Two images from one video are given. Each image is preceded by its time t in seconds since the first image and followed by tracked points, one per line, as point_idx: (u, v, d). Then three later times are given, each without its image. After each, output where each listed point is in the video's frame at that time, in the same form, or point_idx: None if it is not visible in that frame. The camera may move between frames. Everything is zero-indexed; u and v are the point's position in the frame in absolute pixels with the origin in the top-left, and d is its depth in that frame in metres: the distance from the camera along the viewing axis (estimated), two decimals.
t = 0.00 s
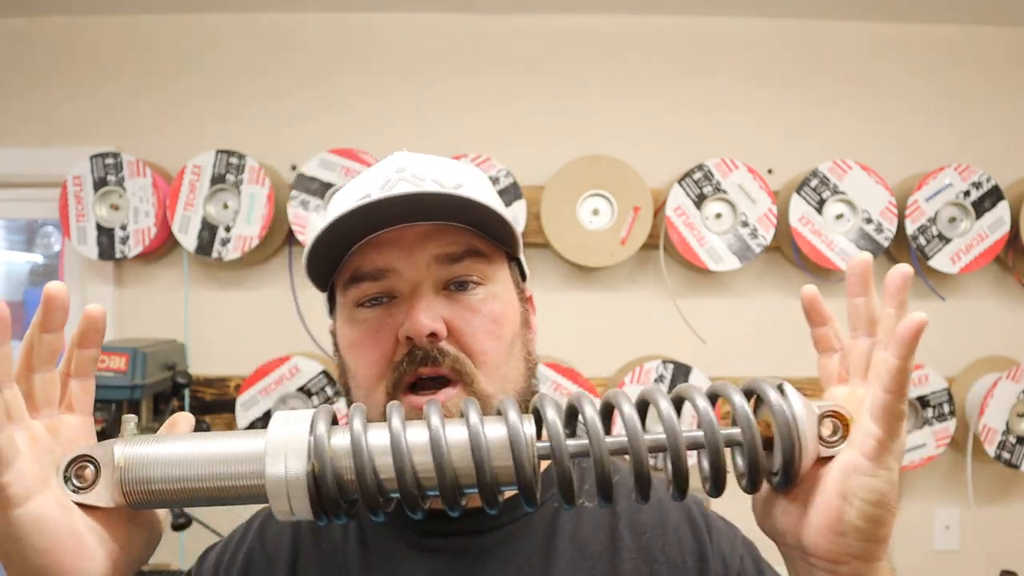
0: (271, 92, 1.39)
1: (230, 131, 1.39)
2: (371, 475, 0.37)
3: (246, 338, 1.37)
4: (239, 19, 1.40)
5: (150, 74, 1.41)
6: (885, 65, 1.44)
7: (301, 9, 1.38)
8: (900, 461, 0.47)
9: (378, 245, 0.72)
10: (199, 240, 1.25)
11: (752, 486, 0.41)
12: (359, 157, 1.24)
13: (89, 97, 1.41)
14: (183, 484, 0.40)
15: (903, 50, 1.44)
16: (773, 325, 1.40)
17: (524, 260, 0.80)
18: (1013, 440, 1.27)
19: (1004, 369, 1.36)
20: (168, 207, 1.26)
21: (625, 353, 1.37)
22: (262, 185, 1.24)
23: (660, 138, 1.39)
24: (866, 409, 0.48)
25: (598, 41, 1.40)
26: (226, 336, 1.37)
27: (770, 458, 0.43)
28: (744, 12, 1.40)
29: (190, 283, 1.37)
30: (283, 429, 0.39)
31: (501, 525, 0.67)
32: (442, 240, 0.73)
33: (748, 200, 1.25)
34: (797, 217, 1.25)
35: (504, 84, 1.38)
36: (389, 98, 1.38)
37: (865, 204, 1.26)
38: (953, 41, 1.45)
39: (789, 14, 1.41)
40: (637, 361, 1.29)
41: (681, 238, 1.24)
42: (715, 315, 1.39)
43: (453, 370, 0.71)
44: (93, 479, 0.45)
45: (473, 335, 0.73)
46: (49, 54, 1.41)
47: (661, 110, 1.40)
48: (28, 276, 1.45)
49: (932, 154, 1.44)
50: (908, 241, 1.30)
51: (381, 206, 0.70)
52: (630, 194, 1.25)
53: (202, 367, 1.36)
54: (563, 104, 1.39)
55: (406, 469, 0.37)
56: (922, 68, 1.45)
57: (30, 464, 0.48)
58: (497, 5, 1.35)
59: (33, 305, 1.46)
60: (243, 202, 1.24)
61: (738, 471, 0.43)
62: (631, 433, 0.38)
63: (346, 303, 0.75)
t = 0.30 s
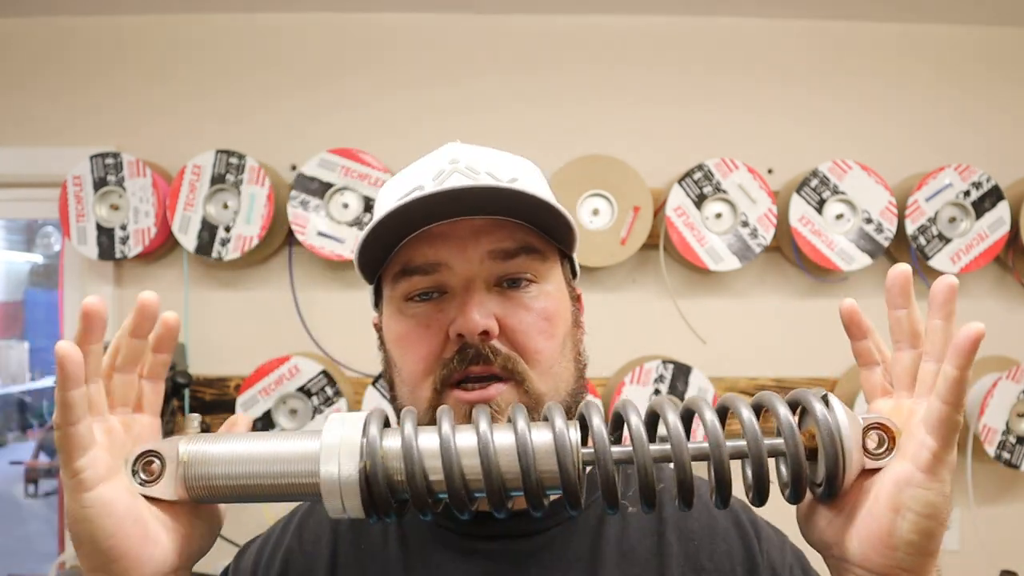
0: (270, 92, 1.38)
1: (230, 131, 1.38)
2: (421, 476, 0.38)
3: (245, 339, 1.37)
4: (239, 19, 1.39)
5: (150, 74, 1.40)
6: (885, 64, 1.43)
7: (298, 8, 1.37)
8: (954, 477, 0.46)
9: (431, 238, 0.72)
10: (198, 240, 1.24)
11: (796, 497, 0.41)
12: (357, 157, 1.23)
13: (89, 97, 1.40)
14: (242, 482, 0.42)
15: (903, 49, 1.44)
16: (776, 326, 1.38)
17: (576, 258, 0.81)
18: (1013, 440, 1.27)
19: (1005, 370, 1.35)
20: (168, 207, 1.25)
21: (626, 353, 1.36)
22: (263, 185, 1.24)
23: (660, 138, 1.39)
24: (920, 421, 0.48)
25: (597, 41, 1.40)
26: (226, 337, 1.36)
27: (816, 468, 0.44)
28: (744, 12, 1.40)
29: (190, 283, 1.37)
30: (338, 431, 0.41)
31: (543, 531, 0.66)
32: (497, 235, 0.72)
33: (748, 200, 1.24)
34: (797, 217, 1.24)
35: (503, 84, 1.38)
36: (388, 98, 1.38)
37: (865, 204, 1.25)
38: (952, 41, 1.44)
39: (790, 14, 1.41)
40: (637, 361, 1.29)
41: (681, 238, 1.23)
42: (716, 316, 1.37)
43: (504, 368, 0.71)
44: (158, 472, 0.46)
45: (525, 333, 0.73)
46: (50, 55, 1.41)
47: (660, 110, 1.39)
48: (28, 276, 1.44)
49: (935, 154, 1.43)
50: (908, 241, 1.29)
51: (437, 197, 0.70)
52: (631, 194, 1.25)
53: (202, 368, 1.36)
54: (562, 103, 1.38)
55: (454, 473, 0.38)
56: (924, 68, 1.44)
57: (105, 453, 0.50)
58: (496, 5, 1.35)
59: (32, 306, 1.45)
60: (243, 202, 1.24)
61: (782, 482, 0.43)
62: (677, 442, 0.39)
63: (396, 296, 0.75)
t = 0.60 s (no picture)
0: (270, 92, 1.38)
1: (229, 131, 1.38)
2: (448, 482, 0.38)
3: (245, 339, 1.36)
4: (237, 19, 1.39)
5: (150, 74, 1.40)
6: (886, 63, 1.43)
7: (296, 8, 1.37)
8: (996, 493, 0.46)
9: (459, 235, 0.72)
10: (198, 240, 1.24)
11: (835, 510, 0.41)
12: (357, 157, 1.23)
13: (89, 97, 1.40)
14: (261, 485, 0.42)
15: (903, 50, 1.44)
16: (776, 327, 1.38)
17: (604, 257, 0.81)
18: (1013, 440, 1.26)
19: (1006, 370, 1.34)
20: (168, 207, 1.25)
21: (626, 353, 1.36)
22: (263, 185, 1.24)
23: (660, 138, 1.38)
24: (964, 436, 0.48)
25: (597, 40, 1.39)
26: (225, 337, 1.36)
27: (855, 481, 0.43)
28: (743, 12, 1.40)
29: (190, 283, 1.36)
30: (364, 437, 0.41)
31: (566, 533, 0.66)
32: (525, 232, 0.72)
33: (748, 200, 1.24)
34: (797, 217, 1.24)
35: (502, 83, 1.38)
36: (387, 98, 1.37)
37: (866, 204, 1.25)
38: (952, 41, 1.44)
39: (790, 14, 1.40)
40: (637, 361, 1.29)
41: (681, 238, 1.23)
42: (717, 316, 1.37)
43: (531, 365, 0.71)
44: (178, 475, 0.46)
45: (552, 331, 0.72)
46: (50, 55, 1.41)
47: (661, 110, 1.39)
48: (28, 276, 1.44)
49: (936, 154, 1.42)
50: (908, 241, 1.28)
51: (466, 194, 0.70)
52: (631, 194, 1.24)
53: (201, 368, 1.35)
54: (562, 103, 1.38)
55: (482, 481, 0.38)
56: (924, 68, 1.44)
57: (129, 454, 0.50)
58: (495, 5, 1.35)
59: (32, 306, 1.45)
60: (243, 202, 1.24)
61: (820, 495, 0.43)
62: (711, 451, 0.39)
63: (423, 293, 0.75)
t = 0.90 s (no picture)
0: (269, 92, 1.38)
1: (229, 131, 1.38)
2: (450, 477, 0.38)
3: (245, 339, 1.36)
4: (237, 19, 1.39)
5: (150, 74, 1.40)
6: (885, 63, 1.43)
7: (296, 8, 1.37)
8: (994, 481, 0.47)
9: (463, 238, 0.72)
10: (198, 240, 1.24)
11: (831, 504, 0.41)
12: (357, 157, 1.23)
13: (89, 97, 1.40)
14: (263, 482, 0.42)
15: (903, 50, 1.44)
16: (776, 326, 1.38)
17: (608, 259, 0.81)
18: (1013, 440, 1.26)
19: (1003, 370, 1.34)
20: (168, 207, 1.25)
21: (626, 353, 1.36)
22: (263, 185, 1.24)
23: (660, 138, 1.38)
24: (960, 426, 0.48)
25: (596, 41, 1.39)
26: (225, 337, 1.36)
27: (850, 476, 0.43)
28: (743, 12, 1.40)
29: (190, 283, 1.36)
30: (365, 432, 0.41)
31: (570, 534, 0.66)
32: (530, 234, 0.72)
33: (748, 200, 1.24)
34: (797, 217, 1.24)
35: (501, 83, 1.38)
36: (387, 98, 1.37)
37: (865, 204, 1.25)
38: (953, 41, 1.44)
39: (790, 14, 1.40)
40: (637, 361, 1.29)
41: (681, 238, 1.23)
42: (717, 316, 1.37)
43: (535, 367, 0.71)
44: (180, 468, 0.47)
45: (557, 333, 0.73)
46: (49, 55, 1.41)
47: (660, 109, 1.39)
48: (28, 276, 1.44)
49: (935, 154, 1.42)
50: (908, 241, 1.28)
51: (471, 196, 0.70)
52: (631, 194, 1.24)
53: (201, 368, 1.35)
54: (562, 103, 1.38)
55: (483, 475, 0.38)
56: (923, 67, 1.44)
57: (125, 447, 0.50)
58: (495, 5, 1.35)
59: (32, 306, 1.45)
60: (243, 202, 1.24)
61: (818, 490, 0.44)
62: (712, 448, 0.39)
63: (427, 295, 0.75)
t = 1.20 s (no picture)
0: (270, 92, 1.38)
1: (229, 131, 1.38)
2: (440, 477, 0.38)
3: (245, 339, 1.36)
4: (237, 19, 1.39)
5: (151, 75, 1.40)
6: (885, 64, 1.43)
7: (297, 8, 1.37)
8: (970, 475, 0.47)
9: (451, 234, 0.73)
10: (198, 240, 1.24)
11: (813, 503, 0.41)
12: (358, 157, 1.23)
13: (90, 97, 1.40)
14: (257, 481, 0.42)
15: (903, 50, 1.44)
16: (776, 326, 1.38)
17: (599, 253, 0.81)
18: (1013, 440, 1.26)
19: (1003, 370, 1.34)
20: (168, 207, 1.25)
21: (626, 353, 1.36)
22: (263, 185, 1.24)
23: (660, 138, 1.39)
24: (934, 422, 0.48)
25: (597, 41, 1.40)
26: (226, 337, 1.36)
27: (830, 475, 0.44)
28: (744, 12, 1.40)
29: (190, 283, 1.36)
30: (355, 433, 0.41)
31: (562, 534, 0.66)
32: (518, 229, 0.72)
33: (748, 200, 1.24)
34: (797, 217, 1.24)
35: (502, 83, 1.38)
36: (387, 99, 1.37)
37: (865, 204, 1.25)
38: (953, 41, 1.44)
39: (790, 14, 1.41)
40: (637, 361, 1.29)
41: (681, 238, 1.23)
42: (717, 316, 1.37)
43: (525, 364, 0.71)
44: (178, 468, 0.47)
45: (546, 328, 0.73)
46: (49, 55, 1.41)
47: (660, 110, 1.39)
48: (28, 276, 1.44)
49: (935, 154, 1.42)
50: (908, 241, 1.28)
51: (458, 188, 0.70)
52: (631, 194, 1.24)
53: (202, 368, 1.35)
54: (562, 103, 1.38)
55: (472, 475, 0.38)
56: (923, 68, 1.44)
57: (129, 445, 0.50)
58: (495, 5, 1.35)
59: (32, 306, 1.45)
60: (243, 202, 1.24)
61: (798, 488, 0.43)
62: (695, 448, 0.39)
63: (417, 291, 0.75)
